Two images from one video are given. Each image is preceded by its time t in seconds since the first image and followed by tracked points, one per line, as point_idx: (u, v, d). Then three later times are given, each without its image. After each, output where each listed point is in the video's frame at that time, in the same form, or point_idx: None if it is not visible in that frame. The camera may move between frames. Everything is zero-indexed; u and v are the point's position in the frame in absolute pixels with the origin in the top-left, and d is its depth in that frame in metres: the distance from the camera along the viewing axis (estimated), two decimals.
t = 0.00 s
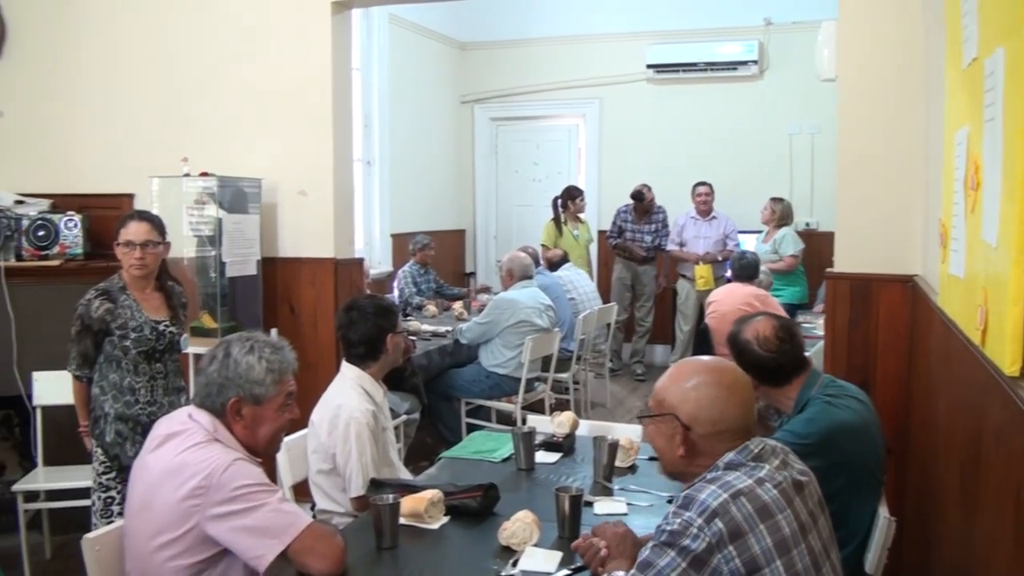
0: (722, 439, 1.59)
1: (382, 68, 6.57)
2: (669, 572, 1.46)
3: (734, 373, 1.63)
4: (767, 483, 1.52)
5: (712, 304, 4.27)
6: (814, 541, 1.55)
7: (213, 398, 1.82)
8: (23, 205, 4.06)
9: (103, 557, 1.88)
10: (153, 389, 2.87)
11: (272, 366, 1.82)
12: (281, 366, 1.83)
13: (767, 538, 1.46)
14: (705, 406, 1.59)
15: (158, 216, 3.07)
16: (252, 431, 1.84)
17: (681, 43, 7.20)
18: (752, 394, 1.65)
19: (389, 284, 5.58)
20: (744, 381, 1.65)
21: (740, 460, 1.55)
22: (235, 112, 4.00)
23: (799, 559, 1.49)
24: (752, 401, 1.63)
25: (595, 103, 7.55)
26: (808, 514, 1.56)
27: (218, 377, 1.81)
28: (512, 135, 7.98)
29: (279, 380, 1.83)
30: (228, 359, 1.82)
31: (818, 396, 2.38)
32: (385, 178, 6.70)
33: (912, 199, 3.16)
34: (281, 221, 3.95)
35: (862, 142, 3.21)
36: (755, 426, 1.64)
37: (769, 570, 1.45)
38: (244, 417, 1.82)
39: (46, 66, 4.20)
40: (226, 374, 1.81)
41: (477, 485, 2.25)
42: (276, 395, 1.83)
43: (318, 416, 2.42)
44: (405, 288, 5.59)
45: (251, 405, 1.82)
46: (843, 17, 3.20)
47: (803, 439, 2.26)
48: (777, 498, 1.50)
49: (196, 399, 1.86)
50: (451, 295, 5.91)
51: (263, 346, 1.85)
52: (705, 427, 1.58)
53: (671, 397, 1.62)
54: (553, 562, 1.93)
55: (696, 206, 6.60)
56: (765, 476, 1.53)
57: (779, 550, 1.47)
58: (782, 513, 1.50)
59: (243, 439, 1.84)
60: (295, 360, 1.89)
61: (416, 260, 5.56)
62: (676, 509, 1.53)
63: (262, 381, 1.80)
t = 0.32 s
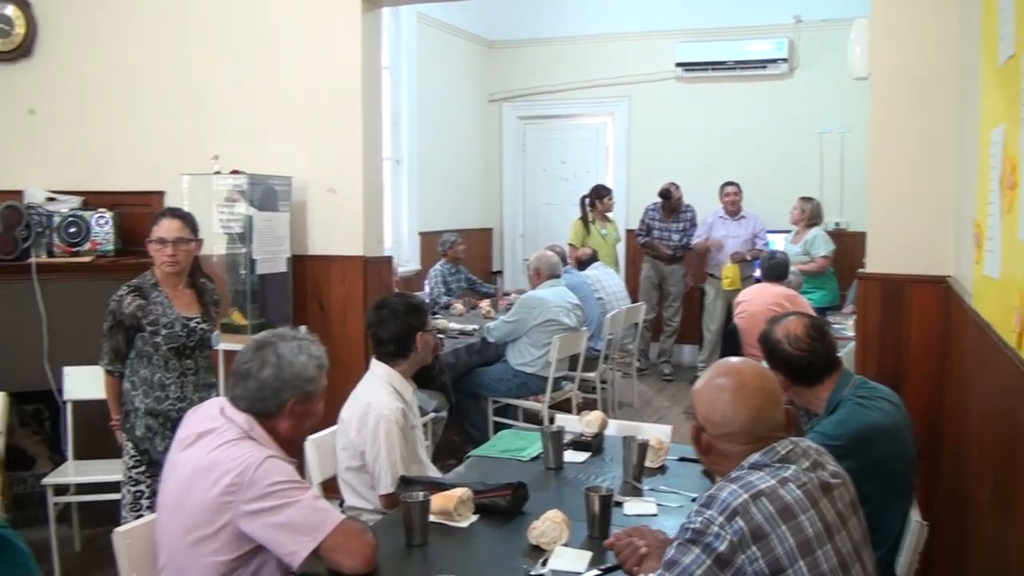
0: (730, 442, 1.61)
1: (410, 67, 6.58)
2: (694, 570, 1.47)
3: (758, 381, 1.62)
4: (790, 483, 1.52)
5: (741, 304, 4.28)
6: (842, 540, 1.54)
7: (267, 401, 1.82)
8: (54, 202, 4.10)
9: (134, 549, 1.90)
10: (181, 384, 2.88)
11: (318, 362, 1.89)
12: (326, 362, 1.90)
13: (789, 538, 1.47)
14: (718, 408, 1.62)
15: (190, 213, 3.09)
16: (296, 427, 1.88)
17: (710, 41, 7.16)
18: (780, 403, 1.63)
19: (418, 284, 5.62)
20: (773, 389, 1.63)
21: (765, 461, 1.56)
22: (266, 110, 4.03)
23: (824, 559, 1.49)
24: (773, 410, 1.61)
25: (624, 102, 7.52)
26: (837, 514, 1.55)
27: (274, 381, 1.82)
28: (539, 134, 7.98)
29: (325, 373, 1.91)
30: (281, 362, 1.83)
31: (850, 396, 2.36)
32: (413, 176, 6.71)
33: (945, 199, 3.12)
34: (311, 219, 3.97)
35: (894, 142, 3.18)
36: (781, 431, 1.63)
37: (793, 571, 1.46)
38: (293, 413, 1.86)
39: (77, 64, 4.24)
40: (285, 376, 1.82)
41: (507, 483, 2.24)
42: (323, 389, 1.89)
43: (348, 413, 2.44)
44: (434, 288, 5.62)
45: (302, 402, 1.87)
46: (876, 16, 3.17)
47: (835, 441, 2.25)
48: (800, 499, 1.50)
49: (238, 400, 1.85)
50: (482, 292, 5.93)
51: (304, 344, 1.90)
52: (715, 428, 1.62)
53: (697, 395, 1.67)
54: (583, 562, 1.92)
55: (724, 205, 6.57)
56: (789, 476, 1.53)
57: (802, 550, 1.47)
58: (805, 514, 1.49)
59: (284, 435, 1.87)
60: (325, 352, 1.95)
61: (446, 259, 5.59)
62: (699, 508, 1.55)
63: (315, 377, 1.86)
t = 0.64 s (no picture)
0: (757, 443, 1.60)
1: (444, 64, 6.58)
2: (719, 567, 1.46)
3: (787, 382, 1.60)
4: (814, 483, 1.50)
5: (773, 304, 4.34)
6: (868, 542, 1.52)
7: (304, 396, 1.84)
8: (90, 198, 4.15)
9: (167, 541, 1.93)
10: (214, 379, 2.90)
11: (356, 357, 1.90)
12: (364, 357, 1.91)
13: (811, 538, 1.45)
14: (747, 408, 1.61)
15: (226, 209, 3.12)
16: (335, 422, 1.89)
17: (744, 39, 7.12)
18: (809, 404, 1.61)
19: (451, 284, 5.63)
20: (803, 390, 1.61)
21: (790, 462, 1.55)
22: (302, 108, 4.06)
23: (848, 560, 1.47)
24: (802, 412, 1.59)
25: (657, 100, 7.48)
26: (863, 515, 1.53)
27: (313, 375, 1.83)
28: (572, 132, 7.97)
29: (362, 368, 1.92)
30: (319, 356, 1.85)
31: (885, 399, 2.33)
32: (445, 175, 6.71)
33: (984, 200, 3.07)
34: (344, 217, 4.00)
35: (933, 142, 3.13)
36: (811, 433, 1.61)
37: (817, 571, 1.45)
38: (333, 409, 1.87)
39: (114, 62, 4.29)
40: (323, 371, 1.84)
41: (537, 481, 2.23)
42: (360, 385, 1.91)
43: (380, 410, 2.45)
44: (466, 288, 5.64)
45: (340, 398, 1.88)
46: (915, 14, 3.13)
47: (869, 443, 2.22)
48: (822, 499, 1.48)
49: (276, 394, 1.86)
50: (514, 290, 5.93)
51: (343, 340, 1.92)
52: (742, 430, 1.62)
53: (728, 396, 1.65)
54: (615, 562, 1.91)
55: (757, 205, 6.52)
56: (812, 476, 1.51)
57: (825, 550, 1.46)
58: (828, 514, 1.48)
59: (322, 429, 1.89)
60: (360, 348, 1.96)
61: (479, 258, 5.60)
62: (723, 507, 1.54)
63: (352, 373, 1.87)
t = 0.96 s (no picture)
0: (785, 444, 1.59)
1: (470, 60, 6.57)
2: (745, 568, 1.45)
3: (816, 383, 1.59)
4: (841, 485, 1.49)
5: (800, 303, 4.33)
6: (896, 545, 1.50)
7: (334, 393, 1.85)
8: (118, 195, 4.18)
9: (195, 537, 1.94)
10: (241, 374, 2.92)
11: (388, 357, 1.91)
12: (395, 357, 1.91)
13: (839, 539, 1.44)
14: (774, 409, 1.60)
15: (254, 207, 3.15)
16: (364, 421, 1.90)
17: (771, 37, 7.07)
18: (838, 406, 1.59)
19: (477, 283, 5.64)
20: (832, 391, 1.59)
21: (817, 463, 1.54)
22: (329, 106, 4.08)
23: (875, 563, 1.46)
24: (830, 413, 1.58)
25: (684, 98, 7.45)
26: (891, 516, 1.51)
27: (343, 373, 1.84)
28: (598, 130, 7.96)
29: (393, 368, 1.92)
30: (350, 354, 1.86)
31: (914, 400, 2.31)
32: (471, 172, 6.72)
33: (1014, 199, 3.02)
34: (371, 215, 4.03)
35: (961, 138, 3.09)
36: (840, 434, 1.59)
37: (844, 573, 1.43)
38: (363, 407, 1.88)
39: (144, 62, 4.32)
40: (354, 368, 1.85)
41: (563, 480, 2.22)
42: (391, 384, 1.91)
43: (406, 407, 2.46)
44: (492, 287, 5.64)
45: (370, 397, 1.88)
46: (944, 10, 3.09)
47: (897, 444, 2.20)
48: (850, 501, 1.47)
49: (308, 390, 1.88)
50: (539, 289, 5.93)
51: (376, 339, 1.93)
52: (770, 430, 1.60)
53: (757, 396, 1.64)
54: (641, 562, 1.90)
55: (784, 203, 6.47)
56: (840, 477, 1.50)
57: (852, 552, 1.44)
58: (855, 516, 1.46)
59: (351, 427, 1.90)
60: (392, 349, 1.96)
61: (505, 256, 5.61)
62: (749, 509, 1.53)
63: (383, 372, 1.88)
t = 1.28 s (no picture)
0: (805, 446, 1.59)
1: (493, 58, 6.57)
2: (767, 569, 1.43)
3: (833, 384, 1.58)
4: (862, 486, 1.48)
5: (825, 301, 4.29)
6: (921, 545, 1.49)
7: (365, 391, 1.87)
8: (144, 195, 4.22)
9: (220, 535, 1.96)
10: (231, 380, 2.71)
11: (412, 352, 1.95)
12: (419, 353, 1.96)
13: (862, 541, 1.43)
14: (792, 411, 1.59)
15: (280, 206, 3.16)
16: (391, 417, 1.93)
17: (795, 33, 7.02)
18: (857, 406, 1.58)
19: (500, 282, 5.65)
20: (850, 392, 1.58)
21: (838, 462, 1.53)
22: (354, 105, 4.10)
23: (899, 564, 1.45)
24: (848, 413, 1.57)
25: (707, 96, 7.41)
26: (914, 517, 1.50)
27: (375, 371, 1.86)
28: (621, 128, 7.93)
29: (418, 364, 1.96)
30: (381, 352, 1.89)
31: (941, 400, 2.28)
32: (494, 171, 6.72)
33: None
34: (395, 213, 4.05)
35: (987, 135, 3.06)
36: (859, 433, 1.59)
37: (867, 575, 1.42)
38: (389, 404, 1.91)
39: (170, 63, 4.35)
40: (387, 365, 1.88)
41: (587, 478, 2.22)
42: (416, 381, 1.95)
43: (430, 405, 2.46)
44: (515, 286, 5.64)
45: (397, 393, 1.92)
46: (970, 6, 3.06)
47: (922, 444, 2.16)
48: (872, 502, 1.46)
49: (336, 389, 1.89)
50: (563, 287, 5.93)
51: (397, 335, 1.96)
52: (790, 433, 1.60)
53: (775, 398, 1.63)
54: (665, 561, 1.89)
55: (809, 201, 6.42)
56: (861, 478, 1.48)
57: (876, 553, 1.43)
58: (878, 517, 1.45)
59: (376, 423, 1.92)
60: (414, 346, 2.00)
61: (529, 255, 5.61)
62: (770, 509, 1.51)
63: (410, 368, 1.92)
